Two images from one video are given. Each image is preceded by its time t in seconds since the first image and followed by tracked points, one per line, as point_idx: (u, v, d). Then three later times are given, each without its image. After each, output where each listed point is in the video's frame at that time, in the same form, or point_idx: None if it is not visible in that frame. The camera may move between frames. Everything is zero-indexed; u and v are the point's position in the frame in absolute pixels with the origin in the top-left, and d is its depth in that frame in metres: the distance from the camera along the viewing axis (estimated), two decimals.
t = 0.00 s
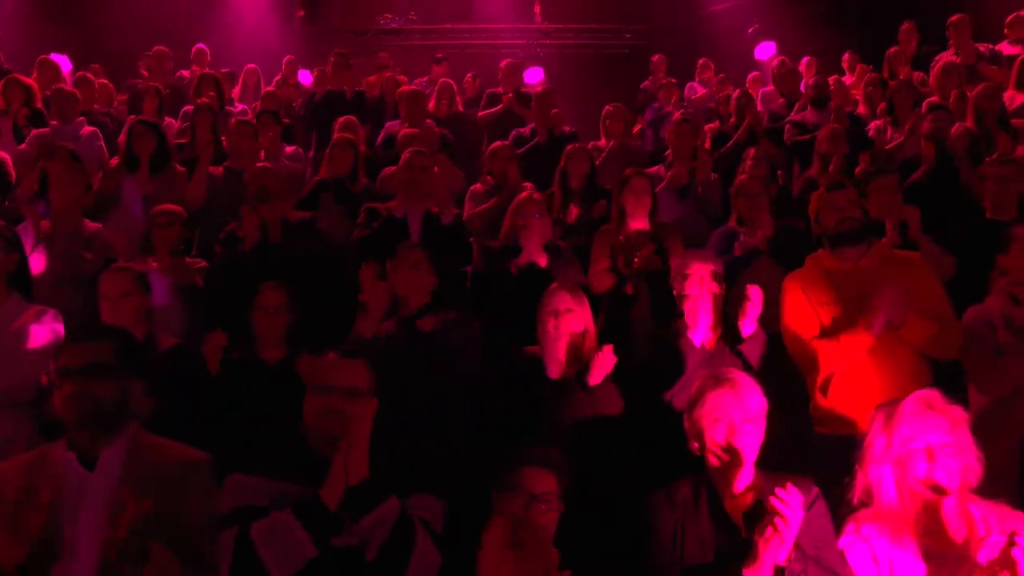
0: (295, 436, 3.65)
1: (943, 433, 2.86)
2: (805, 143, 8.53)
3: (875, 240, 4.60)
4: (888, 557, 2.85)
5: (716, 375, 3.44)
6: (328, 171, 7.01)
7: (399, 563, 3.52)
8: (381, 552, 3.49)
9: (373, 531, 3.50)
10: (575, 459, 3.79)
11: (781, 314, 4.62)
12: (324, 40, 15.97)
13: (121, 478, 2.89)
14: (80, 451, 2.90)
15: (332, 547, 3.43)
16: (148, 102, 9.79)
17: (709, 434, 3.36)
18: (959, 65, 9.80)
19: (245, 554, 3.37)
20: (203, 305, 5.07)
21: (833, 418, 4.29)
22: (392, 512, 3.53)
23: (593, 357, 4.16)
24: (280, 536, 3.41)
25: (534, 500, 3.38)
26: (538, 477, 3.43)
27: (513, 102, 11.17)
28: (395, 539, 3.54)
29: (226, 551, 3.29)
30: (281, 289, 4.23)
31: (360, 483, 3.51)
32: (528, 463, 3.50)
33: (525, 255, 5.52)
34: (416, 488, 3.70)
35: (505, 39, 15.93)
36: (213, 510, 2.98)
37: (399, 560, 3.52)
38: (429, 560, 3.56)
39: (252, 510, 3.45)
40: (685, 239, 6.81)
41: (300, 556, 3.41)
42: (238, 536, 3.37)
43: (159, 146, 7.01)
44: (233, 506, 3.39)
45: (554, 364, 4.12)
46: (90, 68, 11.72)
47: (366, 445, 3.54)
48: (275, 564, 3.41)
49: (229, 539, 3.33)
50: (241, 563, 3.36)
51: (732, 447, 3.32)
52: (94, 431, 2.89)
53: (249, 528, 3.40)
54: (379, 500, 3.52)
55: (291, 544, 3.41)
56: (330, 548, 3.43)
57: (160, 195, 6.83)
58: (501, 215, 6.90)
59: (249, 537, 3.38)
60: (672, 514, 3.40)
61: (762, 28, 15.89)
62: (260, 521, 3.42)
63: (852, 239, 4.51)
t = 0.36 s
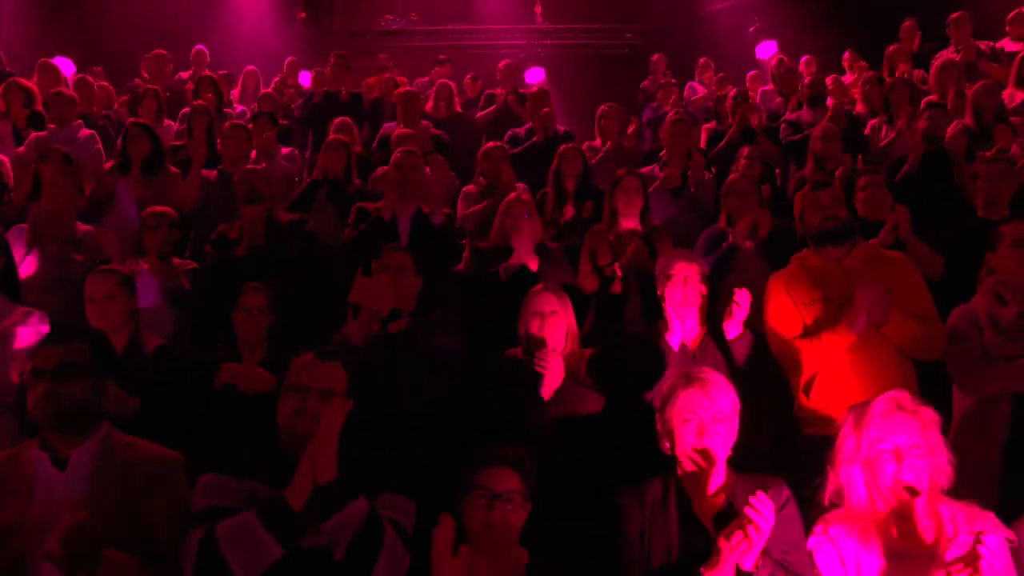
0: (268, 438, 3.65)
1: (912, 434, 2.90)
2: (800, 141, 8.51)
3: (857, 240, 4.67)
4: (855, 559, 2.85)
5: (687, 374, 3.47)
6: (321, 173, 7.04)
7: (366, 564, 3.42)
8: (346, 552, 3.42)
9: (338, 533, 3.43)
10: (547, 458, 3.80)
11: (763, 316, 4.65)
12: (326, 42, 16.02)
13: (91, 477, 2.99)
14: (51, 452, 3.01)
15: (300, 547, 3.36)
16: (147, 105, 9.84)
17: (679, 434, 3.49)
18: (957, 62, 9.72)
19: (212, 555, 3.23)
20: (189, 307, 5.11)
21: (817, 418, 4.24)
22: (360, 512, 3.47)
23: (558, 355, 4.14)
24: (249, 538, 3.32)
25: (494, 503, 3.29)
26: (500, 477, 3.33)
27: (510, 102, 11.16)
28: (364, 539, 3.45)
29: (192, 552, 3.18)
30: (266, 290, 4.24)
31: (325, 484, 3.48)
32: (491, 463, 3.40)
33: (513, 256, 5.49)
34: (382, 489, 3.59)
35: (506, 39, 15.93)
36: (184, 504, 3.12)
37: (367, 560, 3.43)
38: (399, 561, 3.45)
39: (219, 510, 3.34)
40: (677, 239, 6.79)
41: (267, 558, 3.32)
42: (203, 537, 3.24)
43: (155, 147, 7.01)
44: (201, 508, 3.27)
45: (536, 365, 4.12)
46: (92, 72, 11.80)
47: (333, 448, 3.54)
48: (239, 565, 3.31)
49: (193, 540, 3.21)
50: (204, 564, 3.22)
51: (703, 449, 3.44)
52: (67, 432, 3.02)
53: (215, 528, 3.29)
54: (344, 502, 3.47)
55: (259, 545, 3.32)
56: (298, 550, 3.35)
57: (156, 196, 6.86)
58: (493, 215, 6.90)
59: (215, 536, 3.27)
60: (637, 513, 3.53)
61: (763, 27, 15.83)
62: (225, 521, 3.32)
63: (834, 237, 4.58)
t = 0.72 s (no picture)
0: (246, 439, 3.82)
1: (876, 434, 2.92)
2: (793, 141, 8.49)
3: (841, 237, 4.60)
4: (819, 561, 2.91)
5: (653, 373, 3.45)
6: (312, 174, 7.06)
7: (334, 564, 3.57)
8: (316, 552, 3.57)
9: (310, 534, 3.58)
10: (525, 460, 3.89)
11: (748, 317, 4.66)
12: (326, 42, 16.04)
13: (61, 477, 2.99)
14: (21, 451, 3.02)
15: (267, 546, 3.55)
16: (144, 106, 9.87)
17: (644, 434, 3.46)
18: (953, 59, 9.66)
19: (177, 554, 3.32)
20: (177, 308, 5.13)
21: (799, 419, 4.20)
22: (329, 514, 3.61)
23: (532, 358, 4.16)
24: (214, 536, 3.46)
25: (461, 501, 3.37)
26: (466, 476, 3.43)
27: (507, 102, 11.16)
28: (332, 540, 3.59)
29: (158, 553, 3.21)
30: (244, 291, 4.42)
31: (296, 485, 3.67)
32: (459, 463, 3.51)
33: (498, 256, 5.51)
34: (353, 491, 3.74)
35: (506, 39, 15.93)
36: (154, 504, 3.10)
37: (336, 560, 3.57)
38: (367, 561, 3.59)
39: (188, 509, 3.45)
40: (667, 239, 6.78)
41: (228, 553, 3.49)
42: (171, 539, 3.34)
43: (148, 150, 7.02)
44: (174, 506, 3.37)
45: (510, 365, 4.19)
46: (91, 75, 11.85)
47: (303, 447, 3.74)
48: (203, 564, 3.43)
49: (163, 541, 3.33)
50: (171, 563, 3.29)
51: (667, 448, 3.41)
52: (36, 431, 3.01)
53: (181, 526, 3.39)
54: (315, 503, 3.64)
55: (224, 543, 3.48)
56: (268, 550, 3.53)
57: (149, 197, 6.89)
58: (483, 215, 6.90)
59: (182, 537, 3.36)
60: (603, 517, 3.56)
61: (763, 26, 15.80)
62: (191, 520, 3.42)
63: (816, 237, 4.52)
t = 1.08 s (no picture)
0: (208, 434, 3.95)
1: (819, 434, 3.02)
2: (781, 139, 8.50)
3: (818, 237, 4.66)
4: (775, 560, 3.00)
5: (612, 373, 3.53)
6: (299, 174, 7.08)
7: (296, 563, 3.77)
8: (278, 550, 3.77)
9: (273, 530, 3.80)
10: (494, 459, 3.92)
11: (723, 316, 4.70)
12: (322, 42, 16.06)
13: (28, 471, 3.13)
14: None
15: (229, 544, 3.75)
16: (136, 107, 9.90)
17: (603, 433, 3.53)
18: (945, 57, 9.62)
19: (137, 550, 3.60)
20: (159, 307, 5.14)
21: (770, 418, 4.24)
22: (291, 513, 3.82)
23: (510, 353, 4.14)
24: (169, 531, 3.69)
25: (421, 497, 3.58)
26: (427, 473, 3.64)
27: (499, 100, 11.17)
28: (294, 538, 3.80)
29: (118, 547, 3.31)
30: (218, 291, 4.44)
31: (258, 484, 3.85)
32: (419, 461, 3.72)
33: (478, 257, 5.53)
34: (324, 491, 3.93)
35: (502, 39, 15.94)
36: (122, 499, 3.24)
37: (296, 560, 3.77)
38: (328, 559, 3.81)
39: (149, 506, 3.72)
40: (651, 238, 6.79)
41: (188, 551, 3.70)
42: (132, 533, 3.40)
43: (137, 150, 7.03)
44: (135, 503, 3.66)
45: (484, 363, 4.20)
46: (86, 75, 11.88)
47: (265, 446, 3.91)
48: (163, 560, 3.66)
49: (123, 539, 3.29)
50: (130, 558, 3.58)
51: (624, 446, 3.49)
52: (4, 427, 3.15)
53: (141, 522, 3.66)
54: (277, 501, 3.84)
55: (178, 540, 3.69)
56: (227, 548, 3.73)
57: (136, 197, 6.91)
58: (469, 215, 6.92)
59: (139, 533, 3.62)
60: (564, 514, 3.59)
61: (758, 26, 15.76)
62: (152, 516, 3.69)
63: (793, 237, 4.59)
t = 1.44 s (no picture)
0: (175, 434, 4.02)
1: (777, 432, 3.05)
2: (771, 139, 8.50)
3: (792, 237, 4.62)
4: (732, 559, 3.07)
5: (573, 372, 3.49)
6: (285, 175, 7.13)
7: (254, 560, 3.80)
8: (236, 548, 3.81)
9: (230, 528, 3.84)
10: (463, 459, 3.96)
11: (699, 318, 4.73)
12: (319, 43, 16.13)
13: None
14: None
15: (192, 538, 3.83)
16: (130, 108, 9.99)
17: (563, 433, 3.48)
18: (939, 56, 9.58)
19: (96, 548, 3.77)
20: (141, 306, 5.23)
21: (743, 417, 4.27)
22: (251, 509, 3.85)
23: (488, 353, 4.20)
24: (129, 530, 3.83)
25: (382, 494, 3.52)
26: (386, 471, 3.58)
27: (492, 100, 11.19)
28: (253, 535, 3.83)
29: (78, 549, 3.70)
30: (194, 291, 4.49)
31: (216, 479, 3.91)
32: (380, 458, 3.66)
33: (458, 257, 5.57)
34: (289, 490, 4.00)
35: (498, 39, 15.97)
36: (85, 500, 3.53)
37: (252, 557, 3.81)
38: (288, 557, 3.82)
39: (112, 505, 3.87)
40: (634, 237, 6.81)
41: (146, 548, 3.82)
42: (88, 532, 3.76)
43: (125, 151, 7.11)
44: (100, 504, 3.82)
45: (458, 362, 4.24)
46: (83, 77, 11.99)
47: (228, 446, 3.95)
48: (123, 556, 3.81)
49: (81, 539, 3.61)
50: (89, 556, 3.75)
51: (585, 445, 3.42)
52: None
53: (101, 523, 3.80)
54: (238, 499, 3.87)
55: (138, 539, 3.82)
56: (191, 544, 3.81)
57: (124, 198, 6.99)
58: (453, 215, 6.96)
59: (98, 533, 3.78)
60: (524, 509, 3.57)
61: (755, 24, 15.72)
62: (112, 515, 3.84)
63: (766, 238, 4.58)
